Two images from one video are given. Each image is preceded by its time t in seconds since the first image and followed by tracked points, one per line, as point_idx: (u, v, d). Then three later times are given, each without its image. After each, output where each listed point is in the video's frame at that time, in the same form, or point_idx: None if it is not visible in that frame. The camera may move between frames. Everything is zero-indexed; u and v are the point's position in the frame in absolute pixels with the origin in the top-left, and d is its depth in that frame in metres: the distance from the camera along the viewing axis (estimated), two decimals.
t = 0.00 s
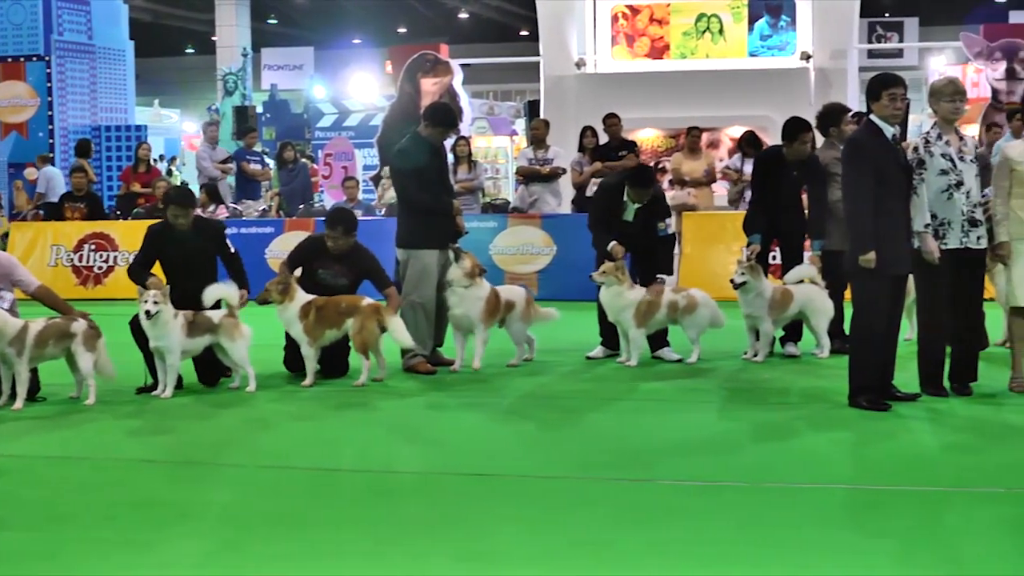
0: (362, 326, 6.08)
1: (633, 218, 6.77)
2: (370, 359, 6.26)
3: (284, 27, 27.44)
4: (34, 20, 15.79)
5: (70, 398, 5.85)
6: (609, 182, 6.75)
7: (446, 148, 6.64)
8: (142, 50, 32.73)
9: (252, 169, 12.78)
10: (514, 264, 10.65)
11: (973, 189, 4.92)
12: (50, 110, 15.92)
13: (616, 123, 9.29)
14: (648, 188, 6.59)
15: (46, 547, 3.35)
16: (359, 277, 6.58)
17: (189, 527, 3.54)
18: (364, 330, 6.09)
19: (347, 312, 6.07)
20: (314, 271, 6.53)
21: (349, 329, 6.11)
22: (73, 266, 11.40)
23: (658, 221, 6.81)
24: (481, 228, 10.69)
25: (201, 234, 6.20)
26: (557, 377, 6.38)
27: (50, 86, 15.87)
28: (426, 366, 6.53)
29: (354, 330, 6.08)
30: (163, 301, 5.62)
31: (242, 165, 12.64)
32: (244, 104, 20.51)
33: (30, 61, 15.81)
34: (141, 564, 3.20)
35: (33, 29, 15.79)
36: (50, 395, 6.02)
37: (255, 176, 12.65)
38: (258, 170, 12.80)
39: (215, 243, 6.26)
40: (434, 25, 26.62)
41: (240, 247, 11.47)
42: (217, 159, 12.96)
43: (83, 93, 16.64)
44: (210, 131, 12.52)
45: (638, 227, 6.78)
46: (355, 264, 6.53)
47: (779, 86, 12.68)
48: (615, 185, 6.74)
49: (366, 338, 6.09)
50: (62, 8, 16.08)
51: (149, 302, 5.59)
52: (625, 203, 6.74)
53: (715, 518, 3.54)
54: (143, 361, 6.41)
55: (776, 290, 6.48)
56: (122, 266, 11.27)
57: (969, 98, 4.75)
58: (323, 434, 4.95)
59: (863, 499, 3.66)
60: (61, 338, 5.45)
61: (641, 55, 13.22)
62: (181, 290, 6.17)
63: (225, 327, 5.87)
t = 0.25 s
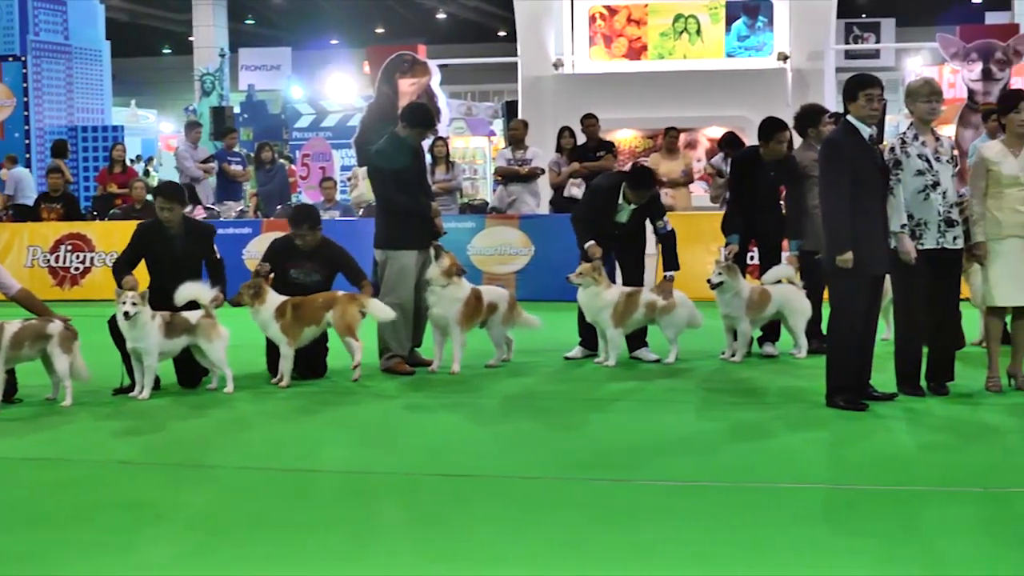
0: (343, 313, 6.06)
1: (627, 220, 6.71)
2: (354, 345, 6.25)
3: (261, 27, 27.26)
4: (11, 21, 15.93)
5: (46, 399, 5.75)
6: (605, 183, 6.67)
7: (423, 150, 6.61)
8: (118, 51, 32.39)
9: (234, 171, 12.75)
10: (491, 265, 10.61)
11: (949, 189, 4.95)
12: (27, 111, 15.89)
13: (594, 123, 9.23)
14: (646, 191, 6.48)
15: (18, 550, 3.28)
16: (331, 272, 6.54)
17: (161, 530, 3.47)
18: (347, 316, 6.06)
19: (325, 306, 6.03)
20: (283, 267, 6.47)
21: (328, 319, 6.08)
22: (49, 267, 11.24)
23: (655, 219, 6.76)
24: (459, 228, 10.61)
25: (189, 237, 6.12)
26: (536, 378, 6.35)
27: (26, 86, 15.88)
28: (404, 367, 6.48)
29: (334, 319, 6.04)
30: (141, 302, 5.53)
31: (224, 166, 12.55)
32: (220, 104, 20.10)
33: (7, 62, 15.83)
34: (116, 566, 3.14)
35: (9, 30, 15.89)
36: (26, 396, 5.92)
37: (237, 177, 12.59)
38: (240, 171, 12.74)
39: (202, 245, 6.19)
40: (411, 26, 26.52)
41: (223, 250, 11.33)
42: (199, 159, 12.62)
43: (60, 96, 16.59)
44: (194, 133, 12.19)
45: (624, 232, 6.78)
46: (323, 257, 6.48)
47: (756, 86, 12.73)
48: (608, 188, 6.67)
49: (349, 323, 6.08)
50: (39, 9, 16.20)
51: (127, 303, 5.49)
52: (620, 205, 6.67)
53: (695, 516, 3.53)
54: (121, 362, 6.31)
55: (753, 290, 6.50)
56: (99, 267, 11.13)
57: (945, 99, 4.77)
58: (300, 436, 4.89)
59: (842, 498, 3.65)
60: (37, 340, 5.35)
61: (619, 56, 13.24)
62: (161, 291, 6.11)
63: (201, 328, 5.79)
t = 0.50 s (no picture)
0: (326, 314, 6.21)
1: (616, 231, 6.68)
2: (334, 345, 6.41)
3: (238, 27, 27.04)
4: None
5: (21, 401, 5.66)
6: (598, 192, 6.61)
7: (401, 150, 6.58)
8: (92, 51, 32.01)
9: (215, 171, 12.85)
10: (469, 265, 10.58)
11: (924, 190, 4.97)
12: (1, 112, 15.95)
13: (571, 123, 9.17)
14: (642, 209, 6.43)
15: None
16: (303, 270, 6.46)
17: (132, 533, 3.40)
18: (330, 318, 6.24)
19: (307, 306, 6.13)
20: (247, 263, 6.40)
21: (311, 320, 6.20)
22: (25, 268, 11.08)
23: (647, 235, 6.66)
24: (436, 229, 10.63)
25: (172, 233, 6.00)
26: (515, 378, 6.32)
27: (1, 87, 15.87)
28: (381, 368, 6.43)
29: (319, 320, 6.18)
30: (118, 303, 5.44)
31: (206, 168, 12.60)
32: (197, 104, 19.89)
33: None
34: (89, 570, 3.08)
35: None
36: None
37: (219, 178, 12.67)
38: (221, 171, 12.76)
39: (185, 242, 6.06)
40: (388, 26, 26.39)
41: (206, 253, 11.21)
42: (181, 161, 12.29)
43: (36, 97, 16.54)
44: (177, 135, 11.89)
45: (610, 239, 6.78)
46: (287, 254, 6.41)
47: (733, 87, 12.80)
48: (604, 195, 6.60)
49: (332, 325, 6.25)
50: (14, 9, 16.00)
51: (104, 303, 5.42)
52: (612, 218, 6.61)
53: (676, 516, 3.52)
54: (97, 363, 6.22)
55: (731, 290, 6.50)
56: (75, 268, 10.98)
57: (921, 99, 4.79)
58: (276, 437, 4.83)
59: (820, 497, 3.65)
60: (11, 342, 5.25)
61: (597, 56, 13.17)
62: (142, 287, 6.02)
63: (178, 329, 5.71)
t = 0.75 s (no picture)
0: (310, 323, 6.13)
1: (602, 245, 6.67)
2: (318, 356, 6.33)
3: (218, 28, 26.87)
4: None
5: None
6: (592, 206, 6.59)
7: (382, 151, 6.55)
8: (72, 51, 31.70)
9: (201, 171, 12.93)
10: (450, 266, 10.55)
11: (905, 190, 4.97)
12: None
13: (551, 124, 9.14)
14: (626, 234, 6.48)
15: None
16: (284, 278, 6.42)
17: (103, 537, 3.34)
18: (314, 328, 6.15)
19: (292, 313, 6.06)
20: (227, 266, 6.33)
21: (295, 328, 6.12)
22: (4, 269, 10.95)
23: (631, 256, 6.57)
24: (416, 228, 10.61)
25: (157, 234, 5.93)
26: (496, 379, 6.30)
27: None
28: (362, 369, 6.40)
29: (303, 328, 6.10)
30: (97, 303, 5.38)
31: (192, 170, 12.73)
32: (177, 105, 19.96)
33: None
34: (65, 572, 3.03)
35: None
36: None
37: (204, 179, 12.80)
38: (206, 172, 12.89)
39: (170, 243, 5.98)
40: (369, 26, 26.29)
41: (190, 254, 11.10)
42: (169, 162, 12.42)
43: (14, 97, 16.49)
44: (167, 136, 11.99)
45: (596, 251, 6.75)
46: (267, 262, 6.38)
47: (713, 87, 12.82)
48: (595, 208, 6.58)
49: (317, 334, 6.17)
50: None
51: (82, 302, 5.35)
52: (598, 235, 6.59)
53: (659, 515, 3.51)
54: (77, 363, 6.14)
55: (711, 291, 6.50)
56: (55, 269, 10.85)
57: (900, 100, 4.81)
58: (254, 437, 4.77)
59: (800, 497, 3.63)
60: None
61: (577, 57, 13.22)
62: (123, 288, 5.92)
63: (158, 330, 5.64)
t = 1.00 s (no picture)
0: (296, 326, 6.09)
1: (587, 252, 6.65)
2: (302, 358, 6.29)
3: (199, 28, 26.67)
4: None
5: None
6: (572, 214, 6.57)
7: (363, 151, 6.51)
8: (51, 52, 31.36)
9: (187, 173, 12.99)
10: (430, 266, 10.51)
11: (884, 191, 5.00)
12: None
13: (532, 123, 9.10)
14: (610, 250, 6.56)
15: None
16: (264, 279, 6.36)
17: (76, 540, 3.28)
18: (300, 330, 6.11)
19: (277, 314, 6.02)
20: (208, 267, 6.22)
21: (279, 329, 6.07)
22: None
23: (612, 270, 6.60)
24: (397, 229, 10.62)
25: (138, 233, 5.85)
26: (478, 379, 6.27)
27: None
28: (343, 370, 6.34)
29: (288, 330, 6.05)
30: (77, 303, 5.31)
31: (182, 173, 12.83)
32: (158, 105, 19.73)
33: None
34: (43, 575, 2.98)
35: None
36: None
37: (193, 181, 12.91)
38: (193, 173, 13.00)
39: (152, 243, 5.90)
40: (350, 26, 26.17)
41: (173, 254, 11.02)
42: (159, 161, 12.40)
43: None
44: (156, 134, 12.02)
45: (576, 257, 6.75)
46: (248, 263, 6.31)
47: (694, 87, 12.85)
48: (575, 215, 6.57)
49: (303, 337, 6.12)
50: None
51: (61, 303, 5.28)
52: (578, 244, 6.60)
53: (643, 515, 3.49)
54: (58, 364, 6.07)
55: (692, 290, 6.50)
56: (34, 270, 10.71)
57: (879, 100, 4.83)
58: (232, 439, 4.71)
59: (781, 496, 3.62)
60: None
61: (558, 57, 13.19)
62: (105, 287, 5.86)
63: (138, 331, 5.55)
